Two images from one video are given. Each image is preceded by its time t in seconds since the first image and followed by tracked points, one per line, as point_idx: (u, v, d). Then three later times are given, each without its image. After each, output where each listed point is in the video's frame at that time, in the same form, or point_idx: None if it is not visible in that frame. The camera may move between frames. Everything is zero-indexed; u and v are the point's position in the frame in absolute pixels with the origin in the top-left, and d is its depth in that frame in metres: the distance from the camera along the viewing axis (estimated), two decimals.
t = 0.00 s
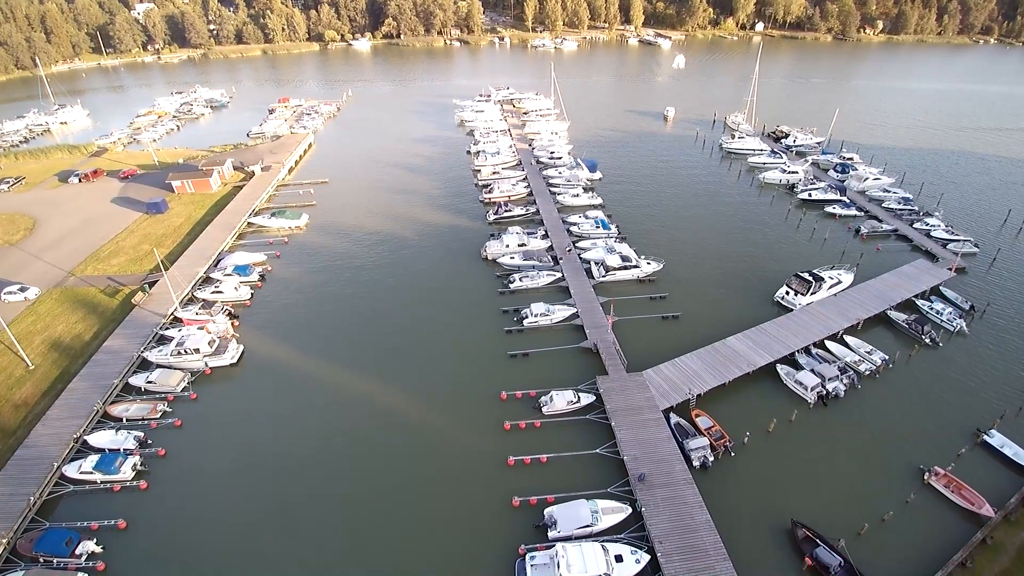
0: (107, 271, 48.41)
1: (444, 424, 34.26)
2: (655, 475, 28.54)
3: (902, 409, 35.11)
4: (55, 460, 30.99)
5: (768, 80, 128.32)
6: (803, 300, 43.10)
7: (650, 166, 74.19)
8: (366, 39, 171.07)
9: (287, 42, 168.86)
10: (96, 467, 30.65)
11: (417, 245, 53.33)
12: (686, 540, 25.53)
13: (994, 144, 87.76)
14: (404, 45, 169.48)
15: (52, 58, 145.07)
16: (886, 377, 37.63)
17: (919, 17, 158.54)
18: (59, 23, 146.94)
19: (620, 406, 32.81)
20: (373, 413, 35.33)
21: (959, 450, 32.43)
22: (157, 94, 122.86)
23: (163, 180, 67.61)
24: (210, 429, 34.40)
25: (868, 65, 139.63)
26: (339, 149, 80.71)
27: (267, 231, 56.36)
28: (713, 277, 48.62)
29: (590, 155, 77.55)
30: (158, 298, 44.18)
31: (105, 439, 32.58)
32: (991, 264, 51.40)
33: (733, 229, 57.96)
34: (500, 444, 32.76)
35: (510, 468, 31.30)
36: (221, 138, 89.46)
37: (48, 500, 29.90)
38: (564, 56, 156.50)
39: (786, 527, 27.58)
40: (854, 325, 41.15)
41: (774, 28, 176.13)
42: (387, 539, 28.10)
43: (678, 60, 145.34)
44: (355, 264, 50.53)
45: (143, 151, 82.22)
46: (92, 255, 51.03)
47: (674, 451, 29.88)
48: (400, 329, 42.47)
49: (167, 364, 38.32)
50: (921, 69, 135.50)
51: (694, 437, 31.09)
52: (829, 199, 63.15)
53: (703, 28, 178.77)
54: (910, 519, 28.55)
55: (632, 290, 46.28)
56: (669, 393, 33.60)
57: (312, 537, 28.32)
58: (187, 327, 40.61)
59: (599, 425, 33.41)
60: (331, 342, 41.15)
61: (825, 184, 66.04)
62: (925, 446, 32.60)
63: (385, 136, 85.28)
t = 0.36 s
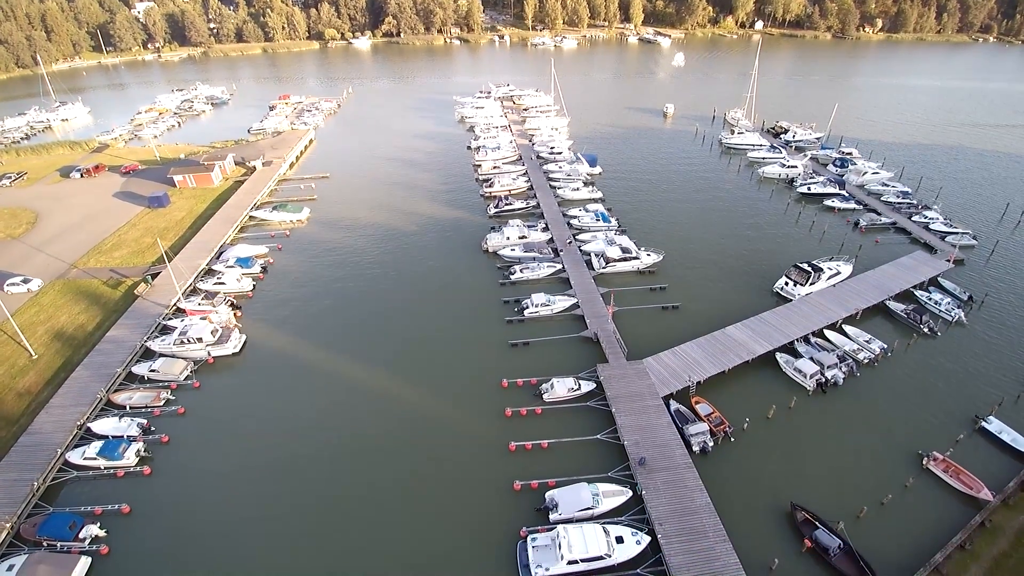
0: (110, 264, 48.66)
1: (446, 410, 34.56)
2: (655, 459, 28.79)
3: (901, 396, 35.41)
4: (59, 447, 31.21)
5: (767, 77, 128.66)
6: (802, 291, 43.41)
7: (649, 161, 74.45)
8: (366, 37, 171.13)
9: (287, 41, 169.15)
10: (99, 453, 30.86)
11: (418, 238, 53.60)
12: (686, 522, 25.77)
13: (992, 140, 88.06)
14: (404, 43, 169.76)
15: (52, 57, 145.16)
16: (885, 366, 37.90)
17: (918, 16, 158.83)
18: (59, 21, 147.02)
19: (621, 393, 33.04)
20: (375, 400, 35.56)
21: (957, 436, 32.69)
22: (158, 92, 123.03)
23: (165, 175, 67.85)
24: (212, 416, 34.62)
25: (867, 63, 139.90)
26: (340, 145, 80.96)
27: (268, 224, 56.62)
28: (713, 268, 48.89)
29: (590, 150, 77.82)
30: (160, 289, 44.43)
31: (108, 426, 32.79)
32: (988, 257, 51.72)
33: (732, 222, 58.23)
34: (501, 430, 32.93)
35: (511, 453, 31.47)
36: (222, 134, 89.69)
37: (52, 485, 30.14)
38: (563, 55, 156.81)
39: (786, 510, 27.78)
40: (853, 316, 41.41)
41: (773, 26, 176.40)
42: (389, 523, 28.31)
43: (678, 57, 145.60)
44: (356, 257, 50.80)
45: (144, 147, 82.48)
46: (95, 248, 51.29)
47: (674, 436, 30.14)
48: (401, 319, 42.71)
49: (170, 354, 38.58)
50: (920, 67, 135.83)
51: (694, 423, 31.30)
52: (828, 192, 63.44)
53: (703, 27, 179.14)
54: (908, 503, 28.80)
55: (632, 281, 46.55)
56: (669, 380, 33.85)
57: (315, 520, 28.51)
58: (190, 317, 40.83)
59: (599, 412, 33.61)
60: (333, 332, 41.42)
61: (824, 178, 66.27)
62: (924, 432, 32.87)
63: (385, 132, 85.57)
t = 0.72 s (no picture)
0: (114, 255, 49.04)
1: (449, 394, 34.87)
2: (655, 441, 29.18)
3: (898, 382, 35.87)
4: (65, 431, 31.52)
5: (766, 75, 129.16)
6: (801, 280, 43.85)
7: (649, 156, 74.88)
8: (366, 35, 171.43)
9: (288, 39, 169.53)
10: (106, 437, 31.19)
11: (420, 230, 54.03)
12: (686, 501, 26.13)
13: (991, 136, 88.55)
14: (404, 42, 170.18)
15: (54, 55, 145.35)
16: (882, 353, 38.35)
17: (918, 14, 159.26)
18: (60, 20, 147.10)
19: (621, 378, 33.43)
20: (379, 385, 35.90)
21: (954, 420, 33.13)
22: (159, 89, 123.28)
23: (168, 170, 68.26)
24: (217, 401, 34.96)
25: (867, 61, 140.37)
26: (342, 141, 81.35)
27: (271, 217, 57.04)
28: (712, 259, 49.33)
29: (590, 145, 78.24)
30: (165, 279, 44.83)
31: (114, 411, 33.12)
32: (985, 248, 52.21)
33: (731, 215, 58.70)
34: (503, 413, 33.14)
35: (513, 436, 31.51)
36: (223, 130, 90.09)
37: (59, 468, 30.42)
38: (563, 53, 157.21)
39: (785, 491, 28.16)
40: (851, 304, 41.83)
41: (773, 25, 176.79)
42: (393, 500, 28.46)
43: (677, 55, 146.06)
44: (359, 248, 51.23)
45: (146, 143, 82.82)
46: (98, 240, 51.65)
47: (673, 420, 30.50)
48: (404, 308, 43.10)
49: (175, 341, 38.95)
50: (920, 65, 136.28)
51: (694, 406, 31.64)
52: (827, 185, 63.91)
53: (702, 25, 179.60)
54: (905, 484, 29.24)
55: (632, 271, 46.95)
56: (668, 366, 34.26)
57: (323, 485, 29.60)
58: (195, 306, 41.21)
59: (600, 397, 33.88)
60: (337, 321, 41.85)
61: (823, 172, 66.75)
62: (921, 416, 33.32)
63: (386, 128, 86.00)
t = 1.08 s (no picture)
0: (117, 247, 49.43)
1: (449, 380, 35.24)
2: (653, 424, 29.60)
3: (894, 368, 36.30)
4: (70, 415, 31.88)
5: (765, 73, 129.71)
6: (798, 270, 44.28)
7: (648, 151, 75.34)
8: (366, 34, 171.94)
9: (288, 37, 170.08)
10: (110, 421, 31.55)
11: (420, 223, 54.42)
12: (684, 480, 26.56)
13: (988, 132, 89.04)
14: (404, 40, 170.73)
15: (54, 53, 145.57)
16: (878, 340, 38.80)
17: (916, 13, 159.84)
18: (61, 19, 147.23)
19: (620, 364, 33.83)
20: (380, 371, 36.27)
21: (949, 405, 33.55)
22: (159, 87, 123.57)
23: (169, 164, 68.67)
24: (220, 387, 35.35)
25: (866, 59, 140.88)
26: (343, 136, 81.76)
27: (272, 210, 57.46)
28: (710, 250, 49.75)
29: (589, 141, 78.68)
30: (168, 269, 45.23)
31: (118, 396, 33.50)
32: (981, 240, 52.68)
33: (729, 208, 59.13)
34: (503, 398, 33.53)
35: (513, 419, 31.92)
36: (224, 126, 90.48)
37: (64, 451, 30.75)
38: (563, 51, 157.70)
39: (781, 472, 28.55)
40: (847, 293, 42.28)
41: (772, 24, 177.24)
42: (395, 480, 28.79)
43: (676, 54, 146.58)
44: (360, 240, 51.63)
45: (148, 139, 83.18)
46: (101, 232, 52.04)
47: (671, 403, 30.88)
48: (405, 298, 43.50)
49: (178, 330, 39.36)
50: (918, 63, 136.77)
51: (691, 391, 32.04)
52: (824, 179, 64.36)
53: (701, 24, 180.14)
54: (901, 465, 29.66)
55: (631, 262, 47.37)
56: (666, 352, 34.66)
57: (324, 468, 29.83)
58: (198, 295, 41.59)
59: (599, 382, 34.29)
60: (338, 310, 42.23)
61: (820, 166, 67.23)
62: (916, 401, 33.72)
63: (387, 124, 86.42)
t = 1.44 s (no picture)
0: (116, 239, 49.77)
1: (446, 366, 35.54)
2: (645, 407, 29.97)
3: (885, 355, 36.69)
4: (69, 400, 32.20)
5: (762, 71, 130.27)
6: (791, 260, 44.71)
7: (644, 146, 75.76)
8: (365, 32, 172.30)
9: (286, 36, 170.41)
10: (110, 405, 31.88)
11: (417, 215, 54.81)
12: (675, 461, 26.94)
13: (984, 128, 89.49)
14: (403, 39, 171.14)
15: (54, 52, 145.72)
16: (870, 328, 39.20)
17: (913, 11, 160.36)
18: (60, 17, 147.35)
19: (613, 350, 34.21)
20: (376, 358, 36.63)
21: (940, 390, 33.94)
22: (158, 84, 123.77)
23: (168, 159, 69.04)
24: (218, 373, 35.71)
25: (862, 57, 141.44)
26: (341, 132, 82.13)
27: (271, 203, 57.82)
28: (705, 242, 50.18)
29: (586, 136, 79.06)
30: (166, 260, 45.60)
31: (118, 382, 33.86)
32: (974, 232, 53.12)
33: (725, 201, 59.58)
34: (498, 383, 33.86)
35: (508, 404, 32.26)
36: (223, 123, 90.83)
37: (63, 436, 31.06)
38: (561, 49, 158.12)
39: (772, 453, 28.93)
40: (840, 283, 42.71)
41: (769, 23, 177.77)
42: (390, 461, 29.11)
43: (674, 52, 147.09)
44: (358, 232, 52.06)
45: (147, 135, 83.53)
46: (101, 225, 52.39)
47: (664, 387, 31.27)
48: (402, 287, 43.89)
49: (177, 318, 39.73)
50: (915, 61, 137.29)
51: (684, 375, 32.41)
52: (819, 172, 64.80)
53: (699, 23, 180.65)
54: (891, 448, 30.03)
55: (626, 253, 47.76)
56: (659, 339, 35.06)
57: (321, 450, 30.02)
58: (196, 284, 41.94)
59: (593, 367, 34.65)
60: (337, 300, 42.61)
61: (815, 160, 67.71)
62: (907, 386, 34.12)
63: (385, 120, 86.80)
